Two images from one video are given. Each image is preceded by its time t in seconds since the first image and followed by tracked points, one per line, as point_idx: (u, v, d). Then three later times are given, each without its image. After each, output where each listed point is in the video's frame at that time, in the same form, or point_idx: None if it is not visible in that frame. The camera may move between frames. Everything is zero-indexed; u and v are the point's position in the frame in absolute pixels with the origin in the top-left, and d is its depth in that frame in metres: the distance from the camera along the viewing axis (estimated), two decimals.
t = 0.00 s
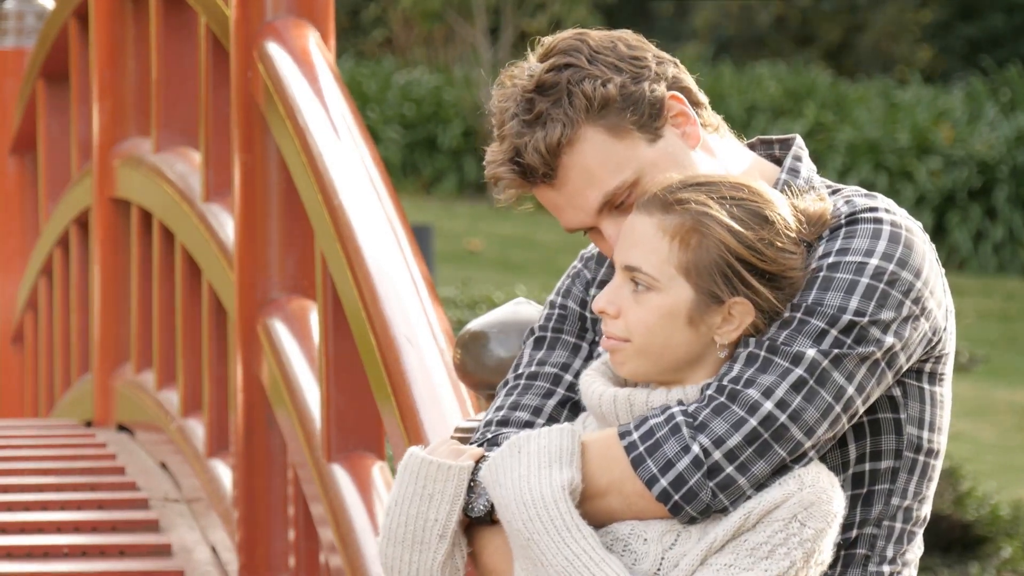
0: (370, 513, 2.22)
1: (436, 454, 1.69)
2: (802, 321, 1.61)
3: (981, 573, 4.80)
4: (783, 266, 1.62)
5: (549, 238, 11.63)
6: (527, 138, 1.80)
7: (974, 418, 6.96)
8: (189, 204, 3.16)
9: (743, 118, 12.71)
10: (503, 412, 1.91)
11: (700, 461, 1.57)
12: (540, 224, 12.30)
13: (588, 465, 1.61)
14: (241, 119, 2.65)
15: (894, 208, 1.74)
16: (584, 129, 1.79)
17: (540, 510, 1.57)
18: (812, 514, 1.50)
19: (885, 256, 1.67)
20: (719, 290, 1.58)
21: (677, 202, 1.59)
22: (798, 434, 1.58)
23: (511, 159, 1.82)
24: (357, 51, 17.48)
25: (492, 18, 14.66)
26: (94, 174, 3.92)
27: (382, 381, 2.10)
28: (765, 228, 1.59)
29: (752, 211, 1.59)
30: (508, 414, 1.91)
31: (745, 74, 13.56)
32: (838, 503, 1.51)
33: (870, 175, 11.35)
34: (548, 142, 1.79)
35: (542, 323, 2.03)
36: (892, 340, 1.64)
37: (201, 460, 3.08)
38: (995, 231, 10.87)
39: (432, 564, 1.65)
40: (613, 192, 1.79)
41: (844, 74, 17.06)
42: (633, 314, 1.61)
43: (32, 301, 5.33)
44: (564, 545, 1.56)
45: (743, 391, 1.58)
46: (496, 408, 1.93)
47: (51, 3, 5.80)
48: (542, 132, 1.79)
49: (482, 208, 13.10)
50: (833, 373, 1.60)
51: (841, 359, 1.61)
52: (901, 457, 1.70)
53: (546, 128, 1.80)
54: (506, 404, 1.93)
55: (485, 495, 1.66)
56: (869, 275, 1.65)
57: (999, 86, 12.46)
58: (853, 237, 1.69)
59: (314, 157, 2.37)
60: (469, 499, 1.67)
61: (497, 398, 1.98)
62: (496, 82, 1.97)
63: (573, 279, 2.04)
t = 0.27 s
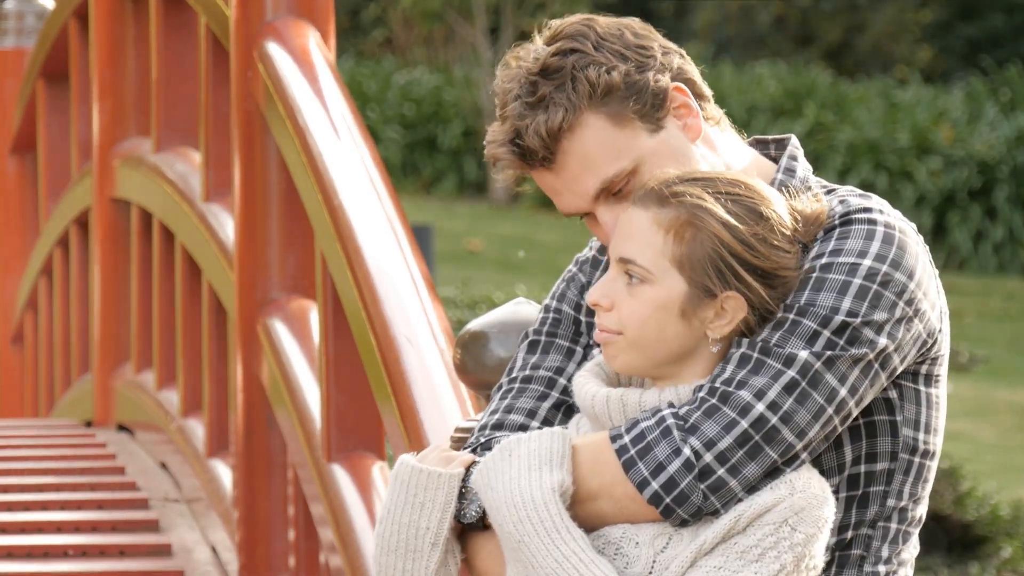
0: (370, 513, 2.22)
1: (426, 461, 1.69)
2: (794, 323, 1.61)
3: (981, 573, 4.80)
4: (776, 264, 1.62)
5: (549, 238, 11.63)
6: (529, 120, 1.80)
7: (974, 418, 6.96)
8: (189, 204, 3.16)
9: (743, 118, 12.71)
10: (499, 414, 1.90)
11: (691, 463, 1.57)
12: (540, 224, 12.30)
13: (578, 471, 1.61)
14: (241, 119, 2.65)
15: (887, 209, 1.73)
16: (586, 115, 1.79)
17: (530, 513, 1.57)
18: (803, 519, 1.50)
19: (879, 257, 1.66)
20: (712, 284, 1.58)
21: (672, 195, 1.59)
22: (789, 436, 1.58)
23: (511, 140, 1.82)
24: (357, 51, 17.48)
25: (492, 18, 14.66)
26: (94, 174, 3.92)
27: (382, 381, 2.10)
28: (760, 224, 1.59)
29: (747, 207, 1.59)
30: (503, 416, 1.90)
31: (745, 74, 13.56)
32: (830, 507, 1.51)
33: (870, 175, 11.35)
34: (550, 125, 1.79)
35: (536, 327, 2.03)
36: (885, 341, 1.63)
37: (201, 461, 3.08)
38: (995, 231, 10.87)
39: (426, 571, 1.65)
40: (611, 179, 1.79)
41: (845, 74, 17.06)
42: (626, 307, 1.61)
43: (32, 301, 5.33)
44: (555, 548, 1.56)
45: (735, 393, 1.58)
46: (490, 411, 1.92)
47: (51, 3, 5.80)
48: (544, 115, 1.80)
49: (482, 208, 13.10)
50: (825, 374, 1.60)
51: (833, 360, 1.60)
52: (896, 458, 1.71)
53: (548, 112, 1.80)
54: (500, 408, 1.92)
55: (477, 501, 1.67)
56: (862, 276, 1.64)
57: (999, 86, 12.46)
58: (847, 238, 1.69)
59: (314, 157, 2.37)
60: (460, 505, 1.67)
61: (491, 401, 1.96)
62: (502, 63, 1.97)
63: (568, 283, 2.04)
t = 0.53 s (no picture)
0: (370, 513, 2.22)
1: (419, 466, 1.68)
2: (788, 320, 1.60)
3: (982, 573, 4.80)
4: (766, 257, 1.62)
5: (549, 238, 11.63)
6: (544, 57, 1.82)
7: (974, 418, 6.96)
8: (188, 204, 3.16)
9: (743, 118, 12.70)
10: (496, 417, 1.90)
11: (683, 460, 1.57)
12: (540, 224, 12.30)
13: (571, 471, 1.61)
14: (241, 118, 2.65)
15: (885, 208, 1.72)
16: (601, 68, 1.80)
17: (524, 513, 1.58)
18: (796, 515, 1.50)
19: (875, 255, 1.65)
20: (702, 274, 1.58)
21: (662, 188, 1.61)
22: (782, 434, 1.57)
23: (524, 74, 1.84)
24: (357, 51, 17.48)
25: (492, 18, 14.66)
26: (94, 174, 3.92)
27: (382, 381, 2.10)
28: (748, 215, 1.60)
29: (737, 198, 1.60)
30: (499, 420, 1.90)
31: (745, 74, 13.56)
32: (823, 504, 1.51)
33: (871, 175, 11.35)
34: (562, 67, 1.80)
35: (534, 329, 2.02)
36: (881, 340, 1.62)
37: (201, 461, 3.08)
38: (995, 231, 10.87)
39: None
40: (606, 136, 1.80)
41: (845, 74, 17.08)
42: (617, 300, 1.62)
43: (32, 301, 5.32)
44: (548, 547, 1.56)
45: (728, 390, 1.58)
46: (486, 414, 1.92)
47: (51, 3, 5.80)
48: (560, 57, 1.81)
49: (482, 208, 13.10)
50: (819, 372, 1.59)
51: (828, 359, 1.60)
52: (893, 458, 1.70)
53: (566, 54, 1.81)
54: (497, 410, 1.92)
55: (470, 506, 1.67)
56: (857, 274, 1.63)
57: (999, 86, 12.47)
58: (843, 237, 1.68)
59: (314, 157, 2.36)
60: (454, 509, 1.67)
61: (488, 404, 1.96)
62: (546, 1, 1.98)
63: (565, 283, 2.03)
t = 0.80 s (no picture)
0: (371, 513, 2.22)
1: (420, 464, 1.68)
2: (793, 318, 1.60)
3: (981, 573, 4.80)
4: (768, 257, 1.63)
5: (549, 238, 11.63)
6: None
7: (974, 418, 6.96)
8: (189, 204, 3.16)
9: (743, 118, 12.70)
10: (499, 415, 1.91)
11: (686, 455, 1.57)
12: (540, 224, 12.30)
13: (573, 467, 1.61)
14: (241, 118, 2.65)
15: (891, 208, 1.72)
16: (628, 8, 1.82)
17: (526, 511, 1.58)
18: (797, 514, 1.50)
19: (880, 255, 1.66)
20: (706, 270, 1.58)
21: (665, 186, 1.60)
22: (785, 431, 1.58)
23: None
24: (357, 51, 17.49)
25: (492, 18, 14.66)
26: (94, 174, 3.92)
27: (382, 381, 2.10)
28: (750, 213, 1.61)
29: (739, 196, 1.61)
30: (503, 419, 1.90)
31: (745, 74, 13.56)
32: (824, 504, 1.51)
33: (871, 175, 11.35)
34: None
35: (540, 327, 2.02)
36: (886, 339, 1.63)
37: (201, 460, 3.08)
38: (995, 231, 10.87)
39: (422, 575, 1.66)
40: (607, 72, 1.83)
41: (845, 74, 17.08)
42: (620, 298, 1.61)
43: (33, 301, 5.32)
44: (550, 544, 1.56)
45: (732, 386, 1.58)
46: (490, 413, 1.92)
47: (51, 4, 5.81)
48: None
49: (482, 208, 13.10)
50: (824, 370, 1.60)
51: (832, 357, 1.60)
52: (894, 458, 1.70)
53: None
54: (501, 409, 1.93)
55: (473, 504, 1.66)
56: (863, 274, 1.64)
57: (999, 86, 12.47)
58: (848, 236, 1.68)
59: (314, 157, 2.36)
60: (456, 507, 1.67)
61: (493, 403, 1.97)
62: None
63: (571, 282, 2.03)
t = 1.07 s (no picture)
0: (371, 513, 2.22)
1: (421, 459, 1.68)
2: (801, 313, 1.61)
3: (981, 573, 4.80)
4: (778, 257, 1.63)
5: (550, 238, 11.63)
6: None
7: (974, 418, 6.95)
8: (189, 204, 3.16)
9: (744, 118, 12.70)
10: (504, 415, 1.91)
11: (684, 438, 1.58)
12: (540, 224, 12.30)
13: (574, 456, 1.62)
14: (241, 118, 2.65)
15: (904, 212, 1.72)
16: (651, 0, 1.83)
17: (527, 497, 1.57)
18: (794, 507, 1.49)
19: (891, 254, 1.66)
20: (717, 268, 1.58)
21: (679, 183, 1.60)
22: (785, 421, 1.58)
23: None
24: (357, 51, 17.49)
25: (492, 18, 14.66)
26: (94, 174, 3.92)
27: (381, 381, 2.10)
28: (763, 213, 1.61)
29: (752, 195, 1.62)
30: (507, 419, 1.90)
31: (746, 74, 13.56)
32: (823, 500, 1.51)
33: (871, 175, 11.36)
34: None
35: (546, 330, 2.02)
36: (893, 337, 1.63)
37: (201, 460, 3.08)
38: (995, 231, 10.86)
39: (423, 569, 1.65)
40: (612, 53, 1.83)
41: (845, 74, 17.09)
42: (631, 295, 1.61)
43: (32, 301, 5.32)
44: (548, 532, 1.56)
45: (734, 373, 1.58)
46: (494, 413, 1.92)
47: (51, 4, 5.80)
48: None
49: (483, 207, 13.10)
50: (828, 364, 1.60)
51: (837, 351, 1.60)
52: (897, 460, 1.70)
53: None
54: (506, 410, 1.92)
55: (474, 496, 1.66)
56: (872, 271, 1.64)
57: (1000, 86, 12.47)
58: (860, 235, 1.68)
59: (314, 157, 2.36)
60: (457, 499, 1.67)
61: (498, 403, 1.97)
62: None
63: (578, 288, 2.03)
